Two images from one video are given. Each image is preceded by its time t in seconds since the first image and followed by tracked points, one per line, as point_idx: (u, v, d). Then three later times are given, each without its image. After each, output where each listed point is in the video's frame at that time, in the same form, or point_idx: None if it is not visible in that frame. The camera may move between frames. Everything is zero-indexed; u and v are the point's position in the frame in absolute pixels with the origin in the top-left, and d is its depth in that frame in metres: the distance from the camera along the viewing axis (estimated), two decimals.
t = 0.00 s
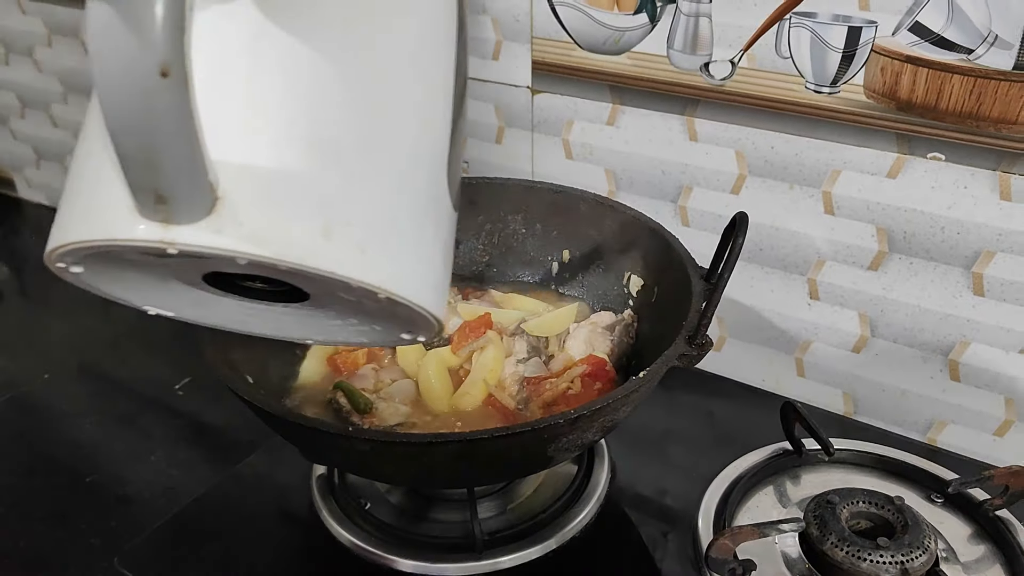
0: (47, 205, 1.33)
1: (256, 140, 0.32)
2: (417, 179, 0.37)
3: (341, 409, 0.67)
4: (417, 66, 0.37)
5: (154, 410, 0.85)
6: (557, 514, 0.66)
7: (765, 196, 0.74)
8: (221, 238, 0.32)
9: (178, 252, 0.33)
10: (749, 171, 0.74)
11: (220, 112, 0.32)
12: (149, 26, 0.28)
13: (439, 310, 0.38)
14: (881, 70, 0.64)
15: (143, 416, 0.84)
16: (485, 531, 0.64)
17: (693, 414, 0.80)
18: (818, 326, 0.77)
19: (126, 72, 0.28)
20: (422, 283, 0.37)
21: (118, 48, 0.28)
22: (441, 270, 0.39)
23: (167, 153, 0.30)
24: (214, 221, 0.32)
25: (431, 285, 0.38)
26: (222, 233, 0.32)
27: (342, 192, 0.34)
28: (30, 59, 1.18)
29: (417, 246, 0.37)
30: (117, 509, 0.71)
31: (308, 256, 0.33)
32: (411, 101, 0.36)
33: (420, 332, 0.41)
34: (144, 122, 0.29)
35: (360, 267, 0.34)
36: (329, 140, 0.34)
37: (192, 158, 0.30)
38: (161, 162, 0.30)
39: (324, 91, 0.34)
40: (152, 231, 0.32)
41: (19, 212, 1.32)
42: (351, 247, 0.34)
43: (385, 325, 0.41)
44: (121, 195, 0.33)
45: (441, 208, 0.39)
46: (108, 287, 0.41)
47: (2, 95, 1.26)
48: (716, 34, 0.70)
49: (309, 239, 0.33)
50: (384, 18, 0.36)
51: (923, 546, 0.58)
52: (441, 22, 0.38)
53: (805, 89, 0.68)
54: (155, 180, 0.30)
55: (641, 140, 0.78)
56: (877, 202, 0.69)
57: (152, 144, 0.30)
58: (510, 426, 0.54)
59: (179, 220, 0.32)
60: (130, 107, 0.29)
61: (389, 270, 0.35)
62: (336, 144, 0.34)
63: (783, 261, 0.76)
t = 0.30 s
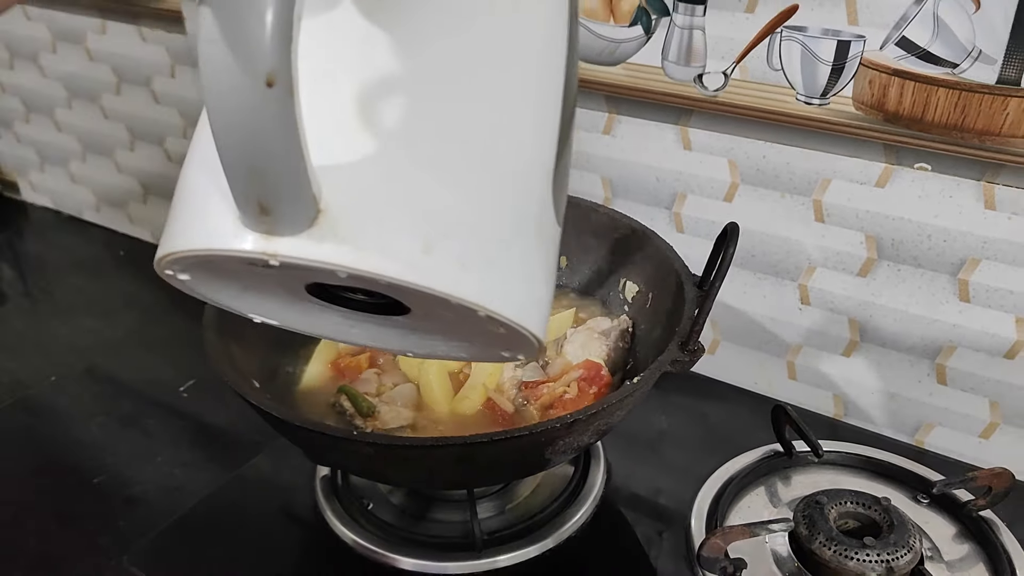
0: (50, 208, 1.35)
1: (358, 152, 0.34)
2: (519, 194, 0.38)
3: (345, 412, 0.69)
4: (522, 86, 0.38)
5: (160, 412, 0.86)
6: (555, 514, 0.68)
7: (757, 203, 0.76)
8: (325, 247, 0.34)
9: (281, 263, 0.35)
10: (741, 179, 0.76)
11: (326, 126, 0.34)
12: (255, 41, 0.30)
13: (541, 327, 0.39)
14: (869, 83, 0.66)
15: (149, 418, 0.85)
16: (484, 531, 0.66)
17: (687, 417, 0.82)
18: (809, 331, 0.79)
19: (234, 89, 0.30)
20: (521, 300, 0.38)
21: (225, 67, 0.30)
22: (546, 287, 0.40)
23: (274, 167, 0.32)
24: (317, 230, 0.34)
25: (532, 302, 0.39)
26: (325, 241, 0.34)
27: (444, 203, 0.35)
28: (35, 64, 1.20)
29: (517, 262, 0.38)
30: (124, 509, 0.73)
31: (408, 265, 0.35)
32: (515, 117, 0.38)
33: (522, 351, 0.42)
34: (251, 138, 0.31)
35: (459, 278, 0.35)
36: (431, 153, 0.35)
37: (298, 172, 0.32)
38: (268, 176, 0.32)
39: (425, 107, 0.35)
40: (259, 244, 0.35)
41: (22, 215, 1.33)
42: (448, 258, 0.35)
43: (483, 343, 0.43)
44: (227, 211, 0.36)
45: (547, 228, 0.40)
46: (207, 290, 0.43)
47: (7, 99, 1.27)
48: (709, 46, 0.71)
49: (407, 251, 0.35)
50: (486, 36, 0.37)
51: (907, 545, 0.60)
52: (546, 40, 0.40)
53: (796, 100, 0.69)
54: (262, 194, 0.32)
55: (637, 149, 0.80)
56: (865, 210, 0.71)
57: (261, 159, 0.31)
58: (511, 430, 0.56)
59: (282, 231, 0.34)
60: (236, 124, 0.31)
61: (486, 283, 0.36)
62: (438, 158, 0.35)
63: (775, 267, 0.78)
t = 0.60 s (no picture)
0: (51, 205, 1.35)
1: (394, 237, 0.36)
2: (552, 283, 0.40)
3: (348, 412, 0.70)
4: (562, 176, 0.41)
5: (161, 410, 0.87)
6: (554, 512, 0.69)
7: (755, 204, 0.77)
8: (350, 328, 0.36)
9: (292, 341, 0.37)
10: (740, 181, 0.77)
11: (354, 209, 0.36)
12: (260, 110, 0.30)
13: (577, 410, 0.42)
14: (867, 86, 0.66)
15: (151, 416, 0.86)
16: (485, 528, 0.67)
17: (686, 415, 0.83)
18: (806, 330, 0.80)
19: (247, 168, 0.31)
20: (552, 389, 0.41)
21: (231, 145, 0.31)
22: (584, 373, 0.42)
23: (285, 244, 0.32)
24: (334, 310, 0.36)
25: (565, 387, 0.41)
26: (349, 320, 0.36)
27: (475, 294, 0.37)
28: (37, 62, 1.20)
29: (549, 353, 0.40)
30: (127, 506, 0.74)
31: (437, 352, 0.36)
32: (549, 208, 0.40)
33: (568, 434, 0.45)
34: (263, 224, 0.32)
35: (490, 366, 0.38)
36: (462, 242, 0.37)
37: (315, 257, 0.33)
38: (280, 257, 0.33)
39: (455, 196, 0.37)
40: (269, 321, 0.36)
41: (23, 213, 1.34)
42: (473, 345, 0.37)
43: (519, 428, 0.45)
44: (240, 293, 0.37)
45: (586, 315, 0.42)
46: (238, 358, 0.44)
47: (8, 97, 1.28)
48: (709, 48, 0.72)
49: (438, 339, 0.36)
50: (518, 124, 0.39)
51: (901, 542, 0.61)
52: (584, 131, 0.42)
53: (794, 103, 0.70)
54: (274, 275, 0.34)
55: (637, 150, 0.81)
56: (862, 212, 0.72)
57: (270, 237, 0.32)
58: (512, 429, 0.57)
59: (294, 309, 0.35)
60: (250, 203, 0.32)
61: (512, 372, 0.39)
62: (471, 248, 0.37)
63: (773, 268, 0.79)
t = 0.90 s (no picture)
0: (54, 198, 1.36)
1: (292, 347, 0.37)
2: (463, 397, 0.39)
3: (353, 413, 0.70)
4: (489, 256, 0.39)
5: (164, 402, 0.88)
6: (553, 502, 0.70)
7: (753, 199, 0.78)
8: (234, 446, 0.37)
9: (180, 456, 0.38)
10: (739, 176, 0.78)
11: (244, 311, 0.38)
12: (135, 223, 0.29)
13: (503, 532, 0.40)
14: (863, 83, 0.68)
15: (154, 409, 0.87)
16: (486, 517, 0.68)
17: (686, 408, 0.84)
18: (803, 323, 0.81)
19: (118, 286, 0.30)
20: (465, 508, 0.40)
21: (106, 263, 0.30)
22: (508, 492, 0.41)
23: (163, 361, 0.32)
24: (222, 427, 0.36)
25: (487, 507, 0.40)
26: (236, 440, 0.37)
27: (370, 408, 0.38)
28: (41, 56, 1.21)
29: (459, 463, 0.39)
30: (133, 498, 0.75)
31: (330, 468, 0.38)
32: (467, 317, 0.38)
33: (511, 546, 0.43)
34: (139, 339, 0.31)
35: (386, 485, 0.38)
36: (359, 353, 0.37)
37: (200, 376, 0.33)
38: (160, 374, 0.32)
39: (352, 303, 0.37)
40: (154, 443, 0.37)
41: (27, 206, 1.35)
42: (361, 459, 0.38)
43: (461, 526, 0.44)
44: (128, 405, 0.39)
45: (510, 429, 0.41)
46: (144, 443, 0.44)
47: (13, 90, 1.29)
48: (709, 45, 0.73)
49: (330, 458, 0.38)
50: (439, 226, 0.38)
51: (896, 530, 0.62)
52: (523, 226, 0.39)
53: (792, 99, 0.71)
54: (155, 396, 0.33)
55: (637, 145, 0.82)
56: (858, 207, 0.73)
57: (148, 353, 0.31)
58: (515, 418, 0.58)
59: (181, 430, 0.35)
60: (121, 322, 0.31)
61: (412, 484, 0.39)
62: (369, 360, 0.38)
63: (771, 262, 0.80)
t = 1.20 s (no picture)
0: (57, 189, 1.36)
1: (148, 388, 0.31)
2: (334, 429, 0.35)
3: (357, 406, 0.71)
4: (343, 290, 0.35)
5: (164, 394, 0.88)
6: (554, 495, 0.71)
7: (754, 195, 0.79)
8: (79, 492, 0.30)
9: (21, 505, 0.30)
10: (740, 172, 0.78)
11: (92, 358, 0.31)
12: None
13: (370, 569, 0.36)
14: (864, 80, 0.68)
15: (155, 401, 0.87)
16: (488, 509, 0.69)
17: (686, 402, 0.85)
18: (803, 319, 0.82)
19: None
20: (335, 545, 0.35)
21: None
22: (370, 524, 0.37)
23: None
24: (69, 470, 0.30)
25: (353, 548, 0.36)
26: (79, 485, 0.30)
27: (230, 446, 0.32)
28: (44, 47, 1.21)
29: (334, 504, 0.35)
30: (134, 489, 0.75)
31: (184, 517, 0.31)
32: (330, 345, 0.35)
33: None
34: None
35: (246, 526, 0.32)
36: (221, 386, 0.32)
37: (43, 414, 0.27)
38: None
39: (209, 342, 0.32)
40: None
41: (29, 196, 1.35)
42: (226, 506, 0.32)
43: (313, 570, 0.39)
44: None
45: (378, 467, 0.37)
46: None
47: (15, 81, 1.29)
48: (710, 41, 0.74)
49: (185, 504, 0.31)
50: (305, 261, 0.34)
51: (894, 524, 0.63)
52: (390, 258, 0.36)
53: (793, 96, 0.72)
54: None
55: (638, 141, 0.82)
56: (859, 203, 0.73)
57: None
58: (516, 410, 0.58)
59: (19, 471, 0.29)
60: None
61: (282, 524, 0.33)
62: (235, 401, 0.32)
63: (771, 257, 0.81)
